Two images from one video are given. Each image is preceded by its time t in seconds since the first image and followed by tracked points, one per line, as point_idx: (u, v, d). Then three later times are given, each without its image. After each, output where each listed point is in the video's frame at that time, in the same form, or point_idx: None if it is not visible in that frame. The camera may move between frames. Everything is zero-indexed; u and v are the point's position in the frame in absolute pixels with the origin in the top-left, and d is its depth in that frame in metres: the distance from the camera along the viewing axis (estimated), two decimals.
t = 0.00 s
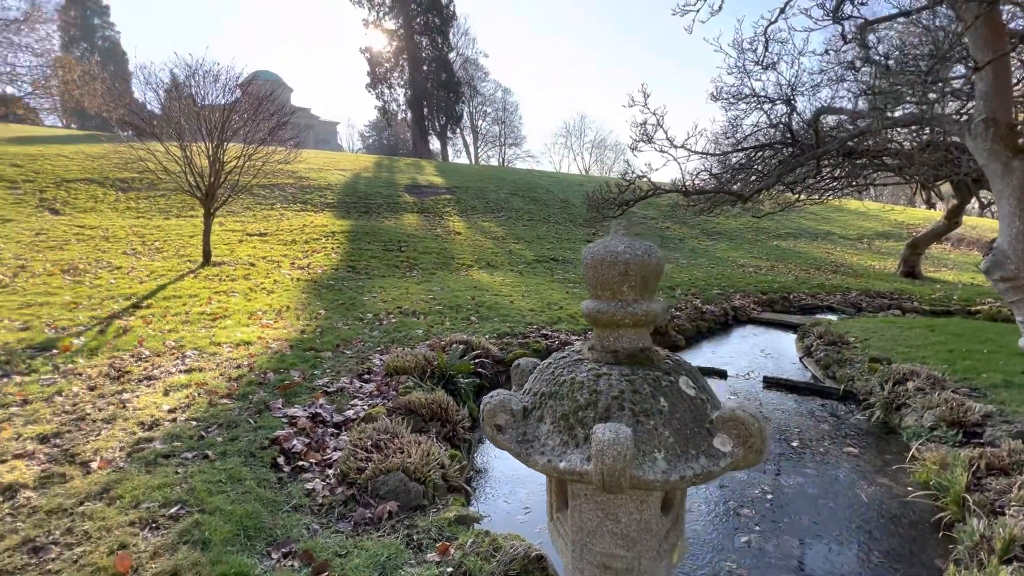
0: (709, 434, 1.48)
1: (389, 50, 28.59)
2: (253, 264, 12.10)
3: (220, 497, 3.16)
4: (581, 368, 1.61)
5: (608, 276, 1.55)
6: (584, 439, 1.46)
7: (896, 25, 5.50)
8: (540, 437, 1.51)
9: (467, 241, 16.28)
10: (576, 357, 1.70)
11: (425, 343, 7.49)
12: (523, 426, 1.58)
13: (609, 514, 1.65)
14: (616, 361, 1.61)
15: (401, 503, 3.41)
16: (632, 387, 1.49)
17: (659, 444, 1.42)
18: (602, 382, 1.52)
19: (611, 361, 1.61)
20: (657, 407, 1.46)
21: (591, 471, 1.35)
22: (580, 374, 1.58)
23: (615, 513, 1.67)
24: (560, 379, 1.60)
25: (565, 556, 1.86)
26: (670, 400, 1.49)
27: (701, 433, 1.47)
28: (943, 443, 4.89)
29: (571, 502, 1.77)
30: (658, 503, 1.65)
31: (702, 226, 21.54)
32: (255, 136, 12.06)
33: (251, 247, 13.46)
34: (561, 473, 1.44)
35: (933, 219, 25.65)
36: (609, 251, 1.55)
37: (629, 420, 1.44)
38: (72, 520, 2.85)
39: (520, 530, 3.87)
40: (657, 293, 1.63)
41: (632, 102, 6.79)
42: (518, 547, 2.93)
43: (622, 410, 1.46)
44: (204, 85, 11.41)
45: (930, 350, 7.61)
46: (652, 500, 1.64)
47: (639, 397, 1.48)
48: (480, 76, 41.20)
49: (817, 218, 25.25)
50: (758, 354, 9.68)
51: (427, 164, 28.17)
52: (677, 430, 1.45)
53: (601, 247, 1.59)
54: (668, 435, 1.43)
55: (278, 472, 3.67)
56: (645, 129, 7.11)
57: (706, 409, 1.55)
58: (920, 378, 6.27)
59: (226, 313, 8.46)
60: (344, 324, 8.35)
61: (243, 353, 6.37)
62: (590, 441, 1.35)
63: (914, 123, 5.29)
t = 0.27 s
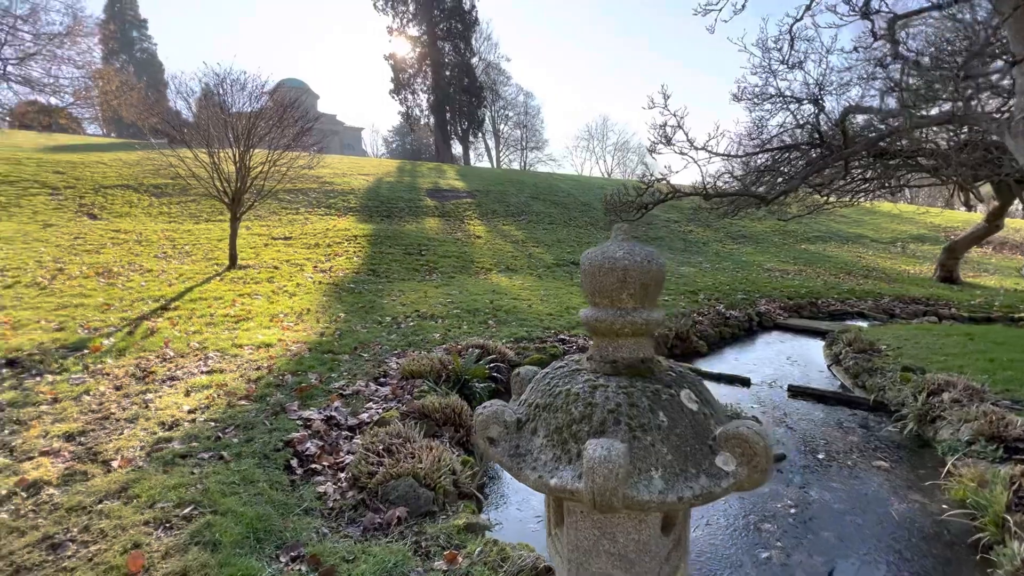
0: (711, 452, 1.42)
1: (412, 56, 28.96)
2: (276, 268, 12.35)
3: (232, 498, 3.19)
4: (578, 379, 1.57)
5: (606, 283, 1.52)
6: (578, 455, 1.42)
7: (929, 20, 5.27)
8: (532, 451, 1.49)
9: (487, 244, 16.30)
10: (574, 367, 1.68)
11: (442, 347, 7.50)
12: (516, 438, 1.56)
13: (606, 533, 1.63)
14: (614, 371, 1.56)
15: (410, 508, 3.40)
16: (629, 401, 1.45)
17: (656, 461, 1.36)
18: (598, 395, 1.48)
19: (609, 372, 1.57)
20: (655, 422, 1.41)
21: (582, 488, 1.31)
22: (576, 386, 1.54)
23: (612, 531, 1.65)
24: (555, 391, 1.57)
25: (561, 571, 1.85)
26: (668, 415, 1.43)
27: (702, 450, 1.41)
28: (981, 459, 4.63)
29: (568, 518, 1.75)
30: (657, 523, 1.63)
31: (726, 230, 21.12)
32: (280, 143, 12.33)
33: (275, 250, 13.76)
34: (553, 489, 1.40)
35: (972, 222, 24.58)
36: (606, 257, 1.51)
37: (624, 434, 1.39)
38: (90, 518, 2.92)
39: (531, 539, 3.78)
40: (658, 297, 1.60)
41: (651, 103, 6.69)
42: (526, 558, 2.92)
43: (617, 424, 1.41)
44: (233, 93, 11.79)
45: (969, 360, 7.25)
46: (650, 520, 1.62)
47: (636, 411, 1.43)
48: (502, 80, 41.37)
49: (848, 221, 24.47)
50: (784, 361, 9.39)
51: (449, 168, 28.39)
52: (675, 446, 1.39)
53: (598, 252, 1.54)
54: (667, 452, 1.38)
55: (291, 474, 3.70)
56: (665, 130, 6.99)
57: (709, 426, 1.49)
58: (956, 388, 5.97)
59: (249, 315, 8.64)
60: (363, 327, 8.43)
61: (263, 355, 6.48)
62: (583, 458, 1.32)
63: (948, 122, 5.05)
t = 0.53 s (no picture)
0: (703, 466, 1.47)
1: (431, 60, 29.19)
2: (294, 270, 12.52)
3: (239, 499, 3.21)
4: (567, 390, 1.63)
5: (597, 287, 1.58)
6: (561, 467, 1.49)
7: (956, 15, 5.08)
8: (517, 462, 1.57)
9: (503, 247, 16.27)
10: (565, 376, 1.73)
11: (455, 350, 7.49)
12: (502, 448, 1.63)
13: (595, 550, 1.63)
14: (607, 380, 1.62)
15: (415, 513, 3.37)
16: (617, 413, 1.50)
17: (645, 475, 1.42)
18: (585, 407, 1.53)
19: (601, 381, 1.62)
20: (643, 435, 1.46)
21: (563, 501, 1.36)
22: (564, 397, 1.60)
23: (602, 548, 1.65)
24: (546, 400, 1.63)
25: None
26: (659, 426, 1.49)
27: (693, 463, 1.46)
28: (1014, 472, 4.41)
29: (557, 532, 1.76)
30: (649, 541, 1.62)
31: (747, 232, 20.70)
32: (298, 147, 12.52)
33: (294, 253, 13.96)
34: (535, 501, 1.47)
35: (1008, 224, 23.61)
36: (597, 260, 1.58)
37: (613, 446, 1.44)
38: (100, 516, 2.96)
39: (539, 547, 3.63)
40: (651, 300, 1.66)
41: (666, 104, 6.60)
42: (530, 567, 2.86)
43: (605, 435, 1.47)
44: (253, 98, 11.96)
45: (1003, 368, 6.93)
46: (642, 537, 1.61)
47: (624, 423, 1.48)
48: (520, 83, 41.42)
49: (875, 222, 23.75)
50: (806, 367, 9.13)
51: (466, 171, 28.49)
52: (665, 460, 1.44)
53: (590, 256, 1.62)
54: (654, 465, 1.42)
55: (298, 476, 3.71)
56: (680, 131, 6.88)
57: (701, 439, 1.53)
58: (989, 398, 5.70)
59: (266, 317, 8.77)
60: (377, 329, 8.47)
61: (277, 357, 6.55)
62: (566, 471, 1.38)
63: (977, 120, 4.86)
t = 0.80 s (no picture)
0: (689, 483, 1.42)
1: (453, 66, 29.46)
2: (315, 273, 12.74)
3: (245, 501, 3.23)
4: (547, 398, 1.61)
5: (579, 290, 1.56)
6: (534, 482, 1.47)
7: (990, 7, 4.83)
8: (493, 474, 1.56)
9: (522, 251, 16.24)
10: (549, 383, 1.71)
11: (469, 353, 7.47)
12: (479, 458, 1.64)
13: (575, 568, 1.57)
14: (590, 388, 1.59)
15: (420, 519, 3.34)
16: (598, 424, 1.47)
17: (625, 490, 1.38)
18: (564, 416, 1.50)
19: (585, 390, 1.59)
20: (625, 447, 1.42)
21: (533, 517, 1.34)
22: (544, 406, 1.58)
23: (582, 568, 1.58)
24: (527, 409, 1.61)
25: None
26: (641, 439, 1.44)
27: (677, 478, 1.41)
28: None
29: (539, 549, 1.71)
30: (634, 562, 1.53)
31: (772, 236, 20.22)
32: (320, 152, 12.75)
33: (315, 256, 14.21)
34: (507, 516, 1.46)
35: None
36: (579, 263, 1.57)
37: (591, 459, 1.41)
38: (110, 513, 3.02)
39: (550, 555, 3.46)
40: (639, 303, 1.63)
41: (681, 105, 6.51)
42: None
43: (582, 448, 1.43)
44: (277, 105, 12.26)
45: None
46: (625, 558, 1.52)
47: (604, 435, 1.44)
48: (542, 87, 41.44)
49: (909, 225, 22.91)
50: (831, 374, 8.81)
51: (486, 175, 28.61)
52: (646, 475, 1.39)
53: (574, 259, 1.60)
54: (634, 480, 1.38)
55: (306, 478, 3.72)
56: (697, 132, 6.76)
57: (689, 453, 1.47)
58: None
59: (286, 319, 8.91)
60: (392, 332, 8.53)
61: (293, 358, 6.65)
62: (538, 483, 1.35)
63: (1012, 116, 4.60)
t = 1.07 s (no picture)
0: (667, 496, 1.42)
1: (469, 70, 29.67)
2: (330, 276, 12.90)
3: (250, 501, 3.26)
4: (524, 407, 1.64)
5: (559, 296, 1.60)
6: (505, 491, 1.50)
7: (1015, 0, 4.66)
8: (467, 482, 1.59)
9: (536, 254, 16.22)
10: (530, 392, 1.74)
11: (478, 357, 7.47)
12: (456, 467, 1.68)
13: None
14: (570, 396, 1.63)
15: (422, 523, 3.32)
16: (573, 433, 1.49)
17: (598, 501, 1.39)
18: (540, 425, 1.53)
19: (564, 398, 1.63)
20: (599, 457, 1.44)
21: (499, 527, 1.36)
22: (521, 415, 1.61)
23: None
24: (506, 417, 1.65)
25: None
26: (617, 450, 1.45)
27: (654, 490, 1.42)
28: None
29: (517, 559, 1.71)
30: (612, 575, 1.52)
31: (792, 239, 19.83)
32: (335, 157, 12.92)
33: (331, 259, 14.39)
34: (478, 524, 1.48)
35: None
36: (558, 269, 1.61)
37: (564, 470, 1.43)
38: (118, 511, 3.07)
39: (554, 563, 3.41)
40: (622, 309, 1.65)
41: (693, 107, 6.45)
42: None
43: (556, 457, 1.45)
44: (296, 110, 12.46)
45: None
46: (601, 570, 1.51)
47: (578, 444, 1.46)
48: (558, 90, 41.45)
49: (936, 228, 22.26)
50: (851, 381, 8.57)
51: (502, 178, 28.66)
52: (620, 486, 1.40)
53: (555, 266, 1.64)
54: (606, 491, 1.39)
55: (311, 480, 3.74)
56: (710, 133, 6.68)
57: (667, 465, 1.48)
58: None
59: (300, 321, 9.04)
60: (404, 335, 8.58)
61: (305, 360, 6.72)
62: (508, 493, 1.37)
63: None
